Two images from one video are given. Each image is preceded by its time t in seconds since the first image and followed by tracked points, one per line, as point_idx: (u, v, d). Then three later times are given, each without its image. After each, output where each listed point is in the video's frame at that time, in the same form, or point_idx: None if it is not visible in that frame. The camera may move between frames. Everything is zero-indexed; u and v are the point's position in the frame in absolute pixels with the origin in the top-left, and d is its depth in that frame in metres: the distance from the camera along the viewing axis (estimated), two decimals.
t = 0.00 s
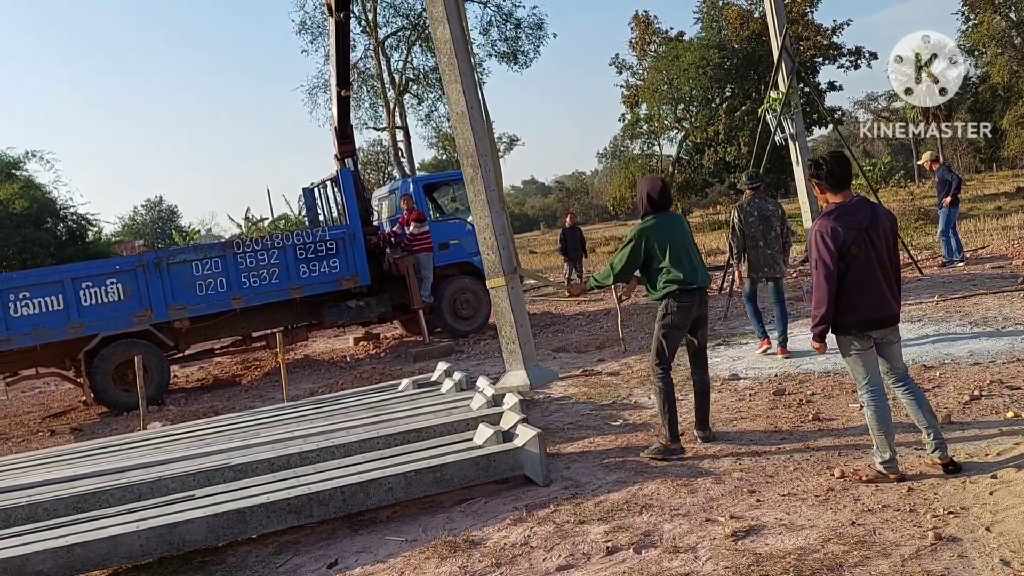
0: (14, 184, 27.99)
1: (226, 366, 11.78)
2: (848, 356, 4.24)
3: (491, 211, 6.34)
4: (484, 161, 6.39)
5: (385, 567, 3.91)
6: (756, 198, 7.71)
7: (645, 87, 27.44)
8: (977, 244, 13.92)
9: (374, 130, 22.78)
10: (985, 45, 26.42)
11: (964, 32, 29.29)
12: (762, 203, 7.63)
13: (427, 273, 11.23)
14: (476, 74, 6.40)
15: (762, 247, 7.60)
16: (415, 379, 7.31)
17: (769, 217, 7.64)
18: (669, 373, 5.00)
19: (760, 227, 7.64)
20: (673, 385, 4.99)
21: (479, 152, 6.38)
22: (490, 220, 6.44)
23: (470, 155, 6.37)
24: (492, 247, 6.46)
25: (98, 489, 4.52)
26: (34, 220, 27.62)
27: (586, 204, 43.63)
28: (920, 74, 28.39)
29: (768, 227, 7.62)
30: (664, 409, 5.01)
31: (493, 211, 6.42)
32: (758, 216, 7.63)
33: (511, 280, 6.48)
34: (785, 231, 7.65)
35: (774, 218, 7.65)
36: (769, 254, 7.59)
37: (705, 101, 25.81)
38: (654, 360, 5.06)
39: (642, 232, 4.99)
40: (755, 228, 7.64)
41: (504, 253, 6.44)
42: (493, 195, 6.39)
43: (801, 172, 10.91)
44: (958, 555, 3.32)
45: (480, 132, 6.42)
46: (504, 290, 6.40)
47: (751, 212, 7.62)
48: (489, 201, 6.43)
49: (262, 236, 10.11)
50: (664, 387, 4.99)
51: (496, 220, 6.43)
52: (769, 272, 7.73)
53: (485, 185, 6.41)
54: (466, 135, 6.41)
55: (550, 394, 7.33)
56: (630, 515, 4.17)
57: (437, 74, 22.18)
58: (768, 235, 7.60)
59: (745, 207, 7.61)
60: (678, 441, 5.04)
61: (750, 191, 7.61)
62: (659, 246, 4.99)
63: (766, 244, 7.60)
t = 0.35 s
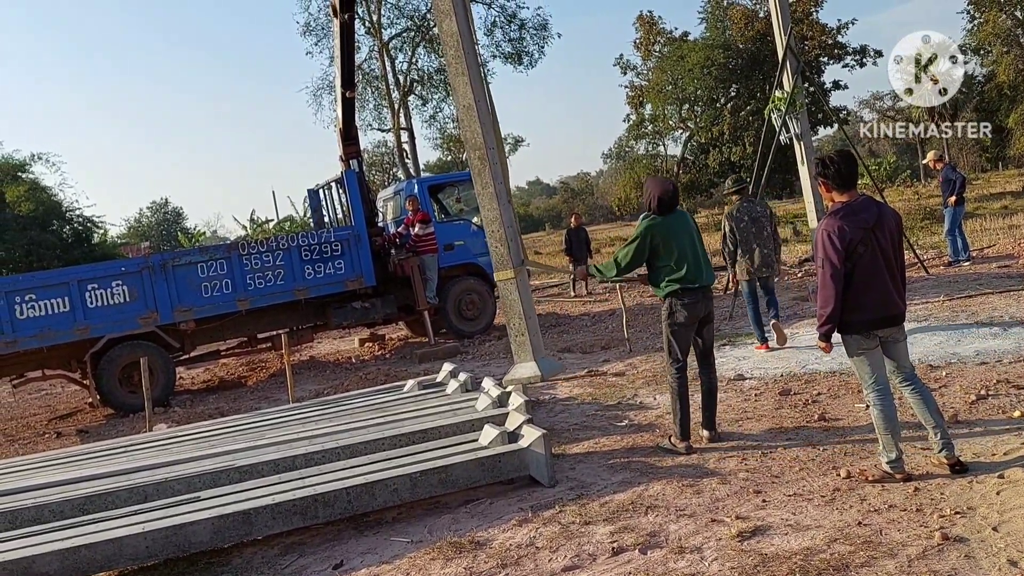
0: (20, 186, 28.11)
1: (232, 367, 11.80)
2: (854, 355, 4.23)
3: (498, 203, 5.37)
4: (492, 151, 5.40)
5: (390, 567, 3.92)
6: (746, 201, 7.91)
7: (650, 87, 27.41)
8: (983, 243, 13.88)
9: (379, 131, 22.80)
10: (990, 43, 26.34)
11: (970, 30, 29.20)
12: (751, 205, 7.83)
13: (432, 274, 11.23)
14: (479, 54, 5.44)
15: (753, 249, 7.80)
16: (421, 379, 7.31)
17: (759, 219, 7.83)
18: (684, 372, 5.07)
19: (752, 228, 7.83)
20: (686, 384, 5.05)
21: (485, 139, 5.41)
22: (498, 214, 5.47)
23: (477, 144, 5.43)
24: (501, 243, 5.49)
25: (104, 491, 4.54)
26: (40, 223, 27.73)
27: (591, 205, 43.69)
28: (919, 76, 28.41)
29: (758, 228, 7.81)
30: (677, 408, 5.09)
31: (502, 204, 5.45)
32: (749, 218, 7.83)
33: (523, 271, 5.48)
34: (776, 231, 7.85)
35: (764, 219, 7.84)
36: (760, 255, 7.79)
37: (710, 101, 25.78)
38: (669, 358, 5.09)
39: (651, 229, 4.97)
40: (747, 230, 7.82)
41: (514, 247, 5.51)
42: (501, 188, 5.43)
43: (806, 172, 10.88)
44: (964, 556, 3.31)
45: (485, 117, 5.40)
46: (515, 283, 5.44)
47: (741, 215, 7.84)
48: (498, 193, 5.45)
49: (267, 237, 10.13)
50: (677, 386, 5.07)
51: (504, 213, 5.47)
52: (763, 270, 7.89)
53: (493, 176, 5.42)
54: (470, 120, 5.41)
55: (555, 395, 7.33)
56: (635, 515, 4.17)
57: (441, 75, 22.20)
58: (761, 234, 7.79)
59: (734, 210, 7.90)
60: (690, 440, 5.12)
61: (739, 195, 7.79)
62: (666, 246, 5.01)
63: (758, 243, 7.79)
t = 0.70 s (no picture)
0: (22, 190, 28.14)
1: (235, 369, 11.81)
2: (858, 351, 4.22)
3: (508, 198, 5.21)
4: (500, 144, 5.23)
5: (393, 568, 3.91)
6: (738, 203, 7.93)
7: (650, 86, 27.38)
8: (985, 239, 13.86)
9: (380, 132, 22.80)
10: (991, 39, 26.30)
11: (971, 26, 29.16)
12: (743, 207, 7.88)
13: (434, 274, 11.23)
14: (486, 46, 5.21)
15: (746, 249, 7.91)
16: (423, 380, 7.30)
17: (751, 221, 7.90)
18: (686, 372, 5.06)
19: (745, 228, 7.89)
20: (689, 384, 5.05)
21: (494, 132, 5.22)
22: (506, 208, 5.30)
23: (485, 138, 5.24)
24: (512, 237, 5.33)
25: (107, 494, 4.54)
26: (42, 226, 27.74)
27: (593, 204, 43.72)
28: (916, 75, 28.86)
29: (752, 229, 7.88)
30: (679, 407, 5.10)
31: (511, 196, 5.28)
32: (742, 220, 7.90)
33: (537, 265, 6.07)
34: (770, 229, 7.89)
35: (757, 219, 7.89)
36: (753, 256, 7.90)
37: (710, 99, 25.75)
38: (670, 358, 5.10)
39: (640, 233, 4.97)
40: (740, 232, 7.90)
41: (523, 241, 5.37)
42: (511, 183, 5.26)
43: (807, 169, 10.87)
44: (969, 552, 3.31)
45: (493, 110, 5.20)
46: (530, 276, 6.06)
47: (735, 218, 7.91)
48: (507, 186, 5.28)
49: (268, 239, 10.13)
50: (680, 386, 5.06)
51: (514, 208, 5.30)
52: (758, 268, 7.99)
53: (502, 169, 5.25)
54: (477, 115, 5.20)
55: (558, 394, 7.32)
56: (639, 514, 4.16)
57: (442, 75, 22.20)
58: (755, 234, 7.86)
59: (728, 211, 7.96)
60: (693, 439, 5.13)
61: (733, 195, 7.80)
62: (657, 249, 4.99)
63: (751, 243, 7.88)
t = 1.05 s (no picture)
0: (21, 192, 28.11)
1: (235, 370, 11.82)
2: (859, 347, 4.21)
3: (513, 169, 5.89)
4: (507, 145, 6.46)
5: (394, 568, 3.91)
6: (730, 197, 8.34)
7: (649, 83, 27.35)
8: (984, 233, 13.85)
9: (378, 131, 22.78)
10: (989, 33, 26.29)
11: (969, 21, 29.15)
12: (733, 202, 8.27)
13: (434, 273, 11.22)
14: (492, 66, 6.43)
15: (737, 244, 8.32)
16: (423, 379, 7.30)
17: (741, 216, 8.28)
18: (683, 371, 5.06)
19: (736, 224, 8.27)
20: (686, 383, 5.05)
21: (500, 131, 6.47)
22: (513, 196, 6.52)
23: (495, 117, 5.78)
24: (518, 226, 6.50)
25: (107, 496, 4.54)
26: (41, 228, 27.70)
27: (593, 202, 43.77)
28: (914, 75, 29.10)
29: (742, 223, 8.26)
30: (677, 406, 5.10)
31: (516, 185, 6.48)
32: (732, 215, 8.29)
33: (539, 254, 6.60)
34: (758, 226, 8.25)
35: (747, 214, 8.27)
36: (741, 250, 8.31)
37: (709, 96, 25.74)
38: (667, 357, 5.09)
39: (627, 234, 4.97)
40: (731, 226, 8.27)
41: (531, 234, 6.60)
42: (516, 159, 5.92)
43: (806, 165, 10.86)
44: (969, 546, 3.30)
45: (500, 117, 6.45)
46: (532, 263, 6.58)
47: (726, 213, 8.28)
48: (512, 176, 6.52)
49: (267, 240, 10.13)
50: (677, 386, 5.06)
51: (519, 196, 6.51)
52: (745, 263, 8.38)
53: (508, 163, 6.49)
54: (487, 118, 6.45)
55: (558, 392, 7.32)
56: (639, 511, 4.16)
57: (440, 74, 22.18)
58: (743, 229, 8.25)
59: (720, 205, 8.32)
60: (693, 436, 5.12)
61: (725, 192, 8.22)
62: (644, 248, 4.99)
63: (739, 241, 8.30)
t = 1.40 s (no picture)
0: (17, 191, 28.04)
1: (234, 367, 11.82)
2: (857, 336, 4.21)
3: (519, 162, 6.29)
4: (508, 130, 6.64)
5: (393, 563, 3.91)
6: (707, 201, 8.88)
7: (646, 74, 27.27)
8: (983, 221, 13.83)
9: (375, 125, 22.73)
10: (987, 20, 26.22)
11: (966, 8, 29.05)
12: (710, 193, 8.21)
13: (432, 267, 11.20)
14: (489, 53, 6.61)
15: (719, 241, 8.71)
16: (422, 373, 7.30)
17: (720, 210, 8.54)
18: (678, 363, 5.08)
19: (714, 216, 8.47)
20: (681, 375, 5.06)
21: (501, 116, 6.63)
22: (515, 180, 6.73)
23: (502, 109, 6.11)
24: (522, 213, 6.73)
25: (106, 494, 4.54)
26: (38, 227, 27.66)
27: (591, 194, 43.71)
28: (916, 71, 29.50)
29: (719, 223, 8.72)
30: (673, 398, 5.11)
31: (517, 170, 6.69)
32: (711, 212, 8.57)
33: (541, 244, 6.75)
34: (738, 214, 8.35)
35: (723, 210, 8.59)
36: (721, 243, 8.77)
37: (706, 86, 25.67)
38: (663, 349, 5.09)
39: (617, 229, 4.99)
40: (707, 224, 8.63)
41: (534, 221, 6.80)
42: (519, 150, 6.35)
43: (804, 154, 10.83)
44: (968, 534, 3.30)
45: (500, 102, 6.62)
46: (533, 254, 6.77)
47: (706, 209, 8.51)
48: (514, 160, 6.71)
49: (264, 236, 10.11)
50: (672, 377, 5.07)
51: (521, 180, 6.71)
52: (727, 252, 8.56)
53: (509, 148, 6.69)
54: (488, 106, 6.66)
55: (557, 385, 7.32)
56: (638, 503, 4.16)
57: (436, 67, 22.11)
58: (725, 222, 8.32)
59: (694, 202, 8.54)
60: (691, 427, 5.12)
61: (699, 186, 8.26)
62: (635, 242, 4.98)
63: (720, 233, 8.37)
